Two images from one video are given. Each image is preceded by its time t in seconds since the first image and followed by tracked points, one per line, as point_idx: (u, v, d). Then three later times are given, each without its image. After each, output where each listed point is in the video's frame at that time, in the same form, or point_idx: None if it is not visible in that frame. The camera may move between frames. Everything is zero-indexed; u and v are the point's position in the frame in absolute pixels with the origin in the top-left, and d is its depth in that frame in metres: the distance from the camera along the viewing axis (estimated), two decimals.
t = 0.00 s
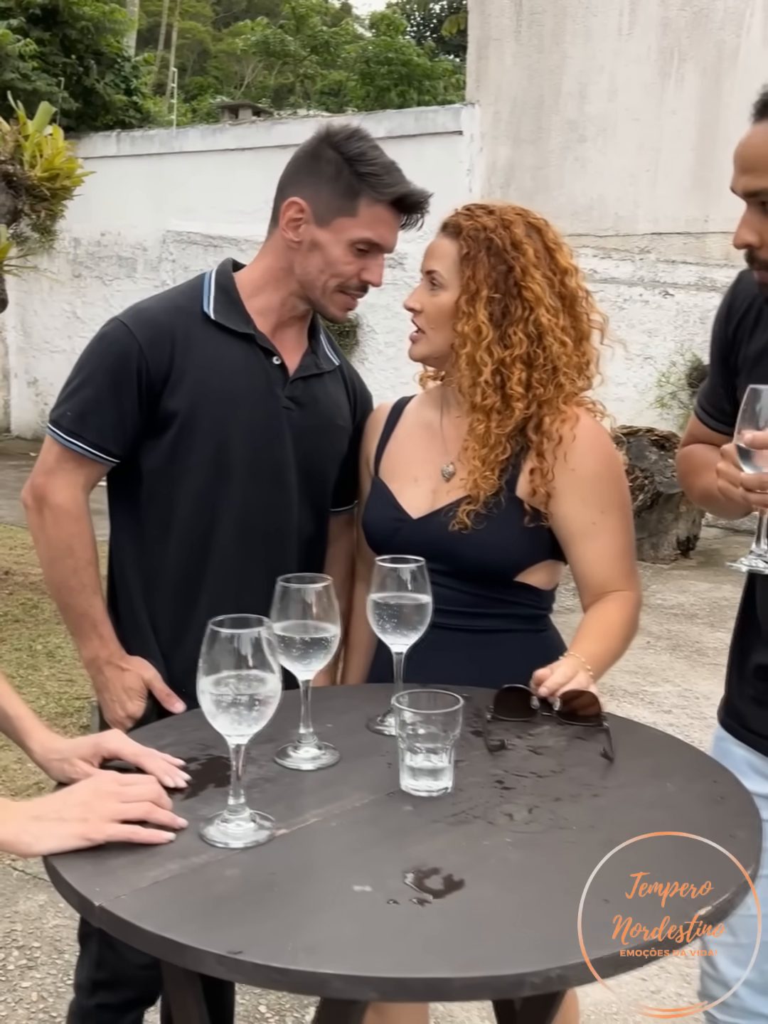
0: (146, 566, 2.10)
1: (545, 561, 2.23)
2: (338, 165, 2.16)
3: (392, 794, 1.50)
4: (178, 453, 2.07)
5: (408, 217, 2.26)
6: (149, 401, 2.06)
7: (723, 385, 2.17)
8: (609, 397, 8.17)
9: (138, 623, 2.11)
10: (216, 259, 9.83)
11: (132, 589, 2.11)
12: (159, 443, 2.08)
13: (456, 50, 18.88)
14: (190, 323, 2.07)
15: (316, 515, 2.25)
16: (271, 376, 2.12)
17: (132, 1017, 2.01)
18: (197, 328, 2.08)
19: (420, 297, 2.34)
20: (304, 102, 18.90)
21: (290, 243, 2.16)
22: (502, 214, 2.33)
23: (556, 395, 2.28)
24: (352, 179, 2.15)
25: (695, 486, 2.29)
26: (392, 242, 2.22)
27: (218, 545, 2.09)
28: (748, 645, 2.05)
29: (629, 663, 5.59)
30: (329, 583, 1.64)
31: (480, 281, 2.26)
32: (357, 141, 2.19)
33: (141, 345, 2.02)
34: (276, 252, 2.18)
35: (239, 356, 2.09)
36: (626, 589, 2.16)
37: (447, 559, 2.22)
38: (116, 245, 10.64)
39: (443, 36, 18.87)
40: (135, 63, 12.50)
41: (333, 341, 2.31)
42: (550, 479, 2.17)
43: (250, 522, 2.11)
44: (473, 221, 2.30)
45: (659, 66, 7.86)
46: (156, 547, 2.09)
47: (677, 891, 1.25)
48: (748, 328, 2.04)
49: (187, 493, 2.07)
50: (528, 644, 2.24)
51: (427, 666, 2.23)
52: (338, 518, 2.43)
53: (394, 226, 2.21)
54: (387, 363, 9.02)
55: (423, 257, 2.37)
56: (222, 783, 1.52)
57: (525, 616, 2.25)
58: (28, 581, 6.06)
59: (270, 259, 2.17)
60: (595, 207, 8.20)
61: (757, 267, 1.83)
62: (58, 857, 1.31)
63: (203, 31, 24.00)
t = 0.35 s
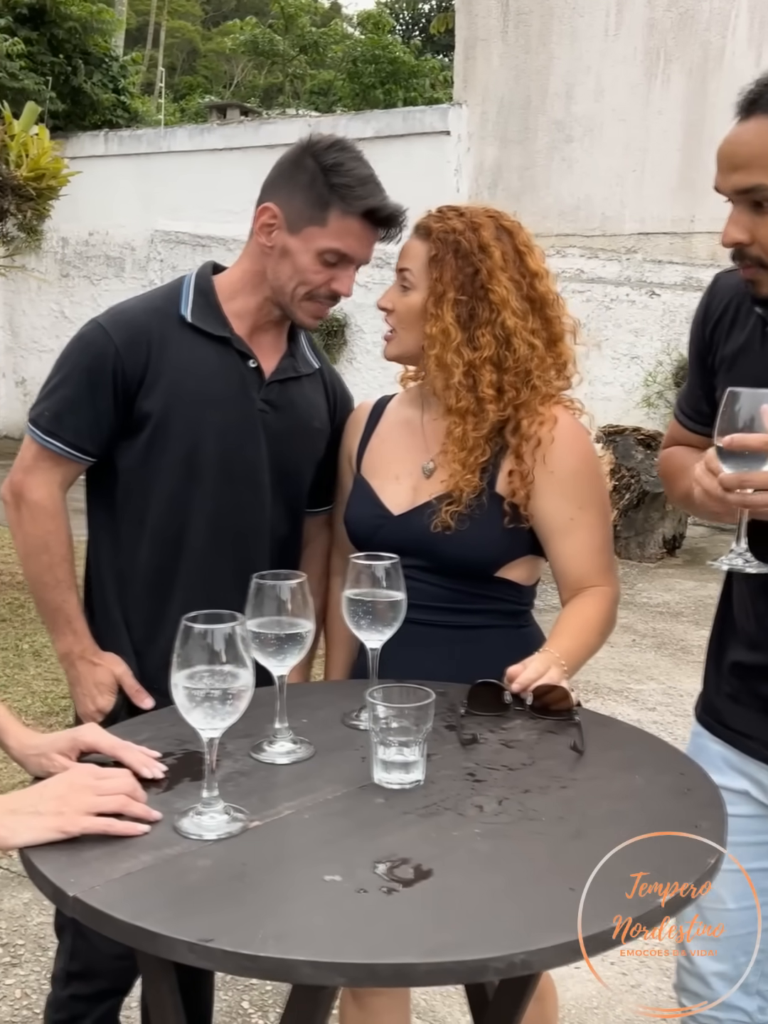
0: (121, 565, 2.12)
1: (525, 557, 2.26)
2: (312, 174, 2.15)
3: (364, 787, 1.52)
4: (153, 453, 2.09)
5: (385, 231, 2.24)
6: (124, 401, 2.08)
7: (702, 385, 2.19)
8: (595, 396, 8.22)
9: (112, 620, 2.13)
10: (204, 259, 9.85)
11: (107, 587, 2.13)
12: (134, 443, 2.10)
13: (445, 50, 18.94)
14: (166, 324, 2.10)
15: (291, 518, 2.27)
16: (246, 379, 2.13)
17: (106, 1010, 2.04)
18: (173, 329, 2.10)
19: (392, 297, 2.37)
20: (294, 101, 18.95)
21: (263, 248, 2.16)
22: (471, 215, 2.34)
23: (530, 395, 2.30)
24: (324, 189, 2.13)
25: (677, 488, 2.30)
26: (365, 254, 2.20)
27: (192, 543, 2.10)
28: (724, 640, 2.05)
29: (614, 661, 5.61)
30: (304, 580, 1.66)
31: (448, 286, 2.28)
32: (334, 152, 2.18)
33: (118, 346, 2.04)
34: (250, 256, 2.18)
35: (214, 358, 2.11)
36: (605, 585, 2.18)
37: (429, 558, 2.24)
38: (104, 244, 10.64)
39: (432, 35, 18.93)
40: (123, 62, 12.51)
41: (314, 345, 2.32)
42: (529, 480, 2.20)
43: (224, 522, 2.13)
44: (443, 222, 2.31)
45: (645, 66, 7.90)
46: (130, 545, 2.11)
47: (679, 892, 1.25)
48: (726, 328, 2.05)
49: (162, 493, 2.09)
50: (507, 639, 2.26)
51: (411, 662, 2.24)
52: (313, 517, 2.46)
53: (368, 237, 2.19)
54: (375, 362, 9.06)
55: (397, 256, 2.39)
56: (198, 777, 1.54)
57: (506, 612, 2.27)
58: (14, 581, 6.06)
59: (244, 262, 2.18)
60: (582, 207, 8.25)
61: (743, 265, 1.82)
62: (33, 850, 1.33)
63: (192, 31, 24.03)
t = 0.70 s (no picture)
0: (100, 567, 2.15)
1: (506, 556, 2.28)
2: (281, 184, 2.16)
3: (336, 781, 1.55)
4: (131, 458, 2.12)
5: (354, 232, 2.26)
6: (101, 406, 2.10)
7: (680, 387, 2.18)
8: (588, 395, 8.27)
9: (94, 622, 2.16)
10: (198, 258, 9.88)
11: (87, 590, 2.16)
12: (111, 448, 2.12)
13: (440, 49, 18.98)
14: (141, 329, 2.12)
15: (267, 516, 2.32)
16: (221, 381, 2.17)
17: (86, 1008, 2.06)
18: (148, 335, 2.12)
19: (365, 309, 2.41)
20: (290, 101, 18.99)
21: (236, 258, 2.18)
22: (437, 222, 2.35)
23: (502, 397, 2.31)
24: (295, 199, 2.14)
25: (656, 487, 2.30)
26: (336, 257, 2.22)
27: (171, 545, 2.14)
28: (701, 639, 2.04)
29: (604, 659, 5.64)
30: (278, 579, 1.69)
31: (411, 298, 2.32)
32: (300, 158, 2.18)
33: (94, 353, 2.06)
34: (223, 265, 2.20)
35: (189, 362, 2.14)
36: (583, 584, 2.21)
37: (410, 559, 2.26)
38: (98, 244, 10.66)
39: (427, 34, 18.96)
40: (118, 62, 12.53)
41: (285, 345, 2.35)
42: (504, 485, 2.22)
43: (202, 523, 2.16)
44: (404, 234, 2.34)
45: (638, 67, 7.94)
46: (109, 548, 2.13)
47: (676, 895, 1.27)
48: (702, 329, 2.04)
49: (140, 497, 2.12)
50: (491, 636, 2.27)
51: (392, 659, 2.26)
52: (289, 516, 2.50)
53: (339, 242, 2.21)
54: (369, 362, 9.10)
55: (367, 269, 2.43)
56: (172, 771, 1.57)
57: (488, 610, 2.28)
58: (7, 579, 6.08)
59: (217, 270, 2.20)
60: (575, 208, 8.29)
61: (711, 262, 1.84)
62: (7, 843, 1.36)
63: (188, 30, 24.09)
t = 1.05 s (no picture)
0: (86, 567, 2.19)
1: (494, 551, 2.29)
2: (253, 176, 2.24)
3: (315, 770, 1.58)
4: (113, 460, 2.15)
5: (327, 221, 2.35)
6: (83, 408, 2.13)
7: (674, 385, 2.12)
8: (587, 393, 8.31)
9: (81, 620, 2.20)
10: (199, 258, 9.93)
11: (73, 589, 2.20)
12: (94, 450, 2.16)
13: (441, 48, 18.99)
14: (121, 332, 2.15)
15: (249, 514, 2.36)
16: (201, 382, 2.21)
17: (76, 1000, 2.09)
18: (129, 338, 2.16)
19: (347, 308, 2.45)
20: (292, 100, 19.04)
21: (213, 254, 2.24)
22: (419, 223, 2.38)
23: (482, 396, 2.32)
24: (268, 190, 2.23)
25: (643, 488, 2.27)
26: (313, 246, 2.31)
27: (155, 545, 2.18)
28: (681, 636, 2.02)
29: (601, 656, 5.67)
30: (259, 572, 1.73)
31: (394, 294, 2.34)
32: (270, 150, 2.27)
33: (75, 356, 2.09)
34: (200, 261, 2.25)
35: (169, 364, 2.18)
36: (568, 579, 2.22)
37: (399, 556, 2.28)
38: (100, 244, 10.71)
39: (429, 33, 18.99)
40: (119, 61, 12.57)
41: (263, 340, 2.41)
42: (491, 482, 2.22)
43: (185, 522, 2.20)
44: (386, 233, 2.37)
45: (637, 66, 7.95)
46: (94, 549, 2.17)
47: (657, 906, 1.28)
48: (697, 323, 1.99)
49: (123, 498, 2.15)
50: (479, 630, 2.29)
51: (383, 652, 2.28)
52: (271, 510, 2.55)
53: (312, 230, 2.30)
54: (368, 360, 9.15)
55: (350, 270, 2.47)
56: (154, 760, 1.60)
57: (476, 605, 2.30)
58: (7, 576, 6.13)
59: (195, 267, 2.25)
60: (574, 207, 8.31)
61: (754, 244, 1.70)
62: None
63: (191, 29, 24.17)
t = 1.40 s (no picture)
0: (83, 562, 2.22)
1: (484, 549, 2.31)
2: (245, 172, 2.28)
3: (304, 759, 1.61)
4: (110, 458, 2.18)
5: (318, 214, 2.39)
6: (81, 408, 2.17)
7: (665, 397, 2.02)
8: (590, 391, 8.33)
9: (79, 616, 2.23)
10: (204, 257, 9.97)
11: (71, 585, 2.23)
12: (92, 448, 2.19)
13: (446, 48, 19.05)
14: (117, 333, 2.19)
15: (244, 512, 2.40)
16: (197, 381, 2.25)
17: (73, 991, 2.12)
18: (125, 339, 2.19)
19: (346, 295, 2.47)
20: (298, 100, 19.11)
21: (207, 250, 2.28)
22: (425, 227, 2.40)
23: (460, 408, 2.31)
24: (260, 184, 2.27)
25: (634, 499, 2.11)
26: (305, 240, 2.35)
27: (152, 542, 2.21)
28: (674, 640, 1.93)
29: (602, 654, 5.69)
30: (251, 566, 1.76)
31: (389, 292, 2.36)
32: (261, 145, 2.31)
33: (71, 356, 2.12)
34: (194, 259, 2.29)
35: (164, 364, 2.21)
36: (555, 574, 2.23)
37: (389, 556, 2.30)
38: (105, 244, 10.75)
39: (435, 33, 19.05)
40: (124, 61, 12.61)
41: (258, 337, 2.45)
42: (472, 482, 2.25)
43: (180, 520, 2.24)
44: (396, 230, 2.39)
45: (641, 65, 7.95)
46: (92, 545, 2.20)
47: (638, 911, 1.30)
48: (694, 328, 1.88)
49: (119, 495, 2.18)
50: (472, 624, 2.32)
51: (375, 646, 2.31)
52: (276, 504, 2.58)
53: (304, 224, 2.33)
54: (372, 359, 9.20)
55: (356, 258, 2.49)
56: (146, 750, 1.64)
57: (469, 600, 2.32)
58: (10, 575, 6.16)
59: (190, 265, 2.29)
60: (578, 207, 8.33)
61: None
62: None
63: (197, 29, 24.26)
